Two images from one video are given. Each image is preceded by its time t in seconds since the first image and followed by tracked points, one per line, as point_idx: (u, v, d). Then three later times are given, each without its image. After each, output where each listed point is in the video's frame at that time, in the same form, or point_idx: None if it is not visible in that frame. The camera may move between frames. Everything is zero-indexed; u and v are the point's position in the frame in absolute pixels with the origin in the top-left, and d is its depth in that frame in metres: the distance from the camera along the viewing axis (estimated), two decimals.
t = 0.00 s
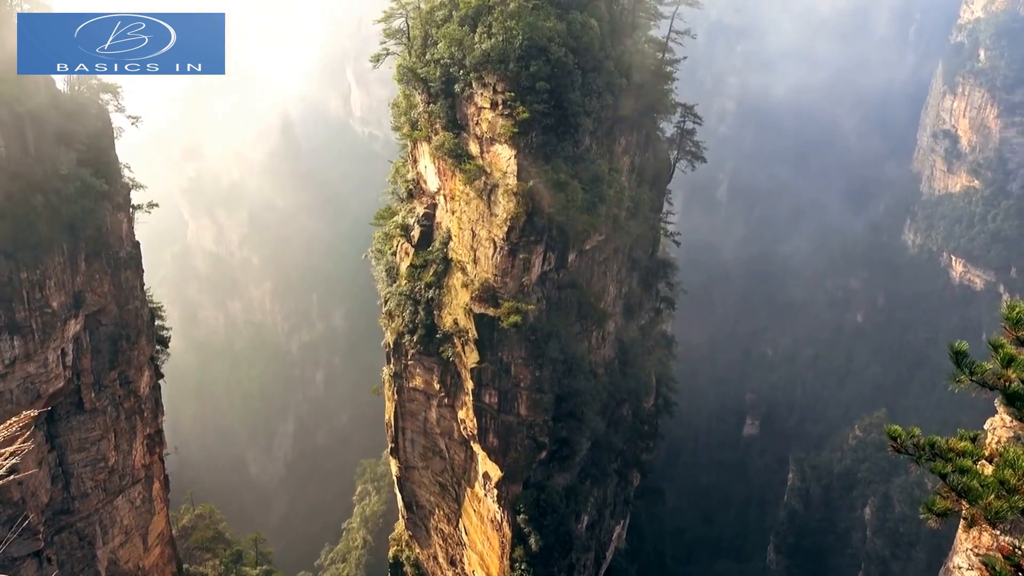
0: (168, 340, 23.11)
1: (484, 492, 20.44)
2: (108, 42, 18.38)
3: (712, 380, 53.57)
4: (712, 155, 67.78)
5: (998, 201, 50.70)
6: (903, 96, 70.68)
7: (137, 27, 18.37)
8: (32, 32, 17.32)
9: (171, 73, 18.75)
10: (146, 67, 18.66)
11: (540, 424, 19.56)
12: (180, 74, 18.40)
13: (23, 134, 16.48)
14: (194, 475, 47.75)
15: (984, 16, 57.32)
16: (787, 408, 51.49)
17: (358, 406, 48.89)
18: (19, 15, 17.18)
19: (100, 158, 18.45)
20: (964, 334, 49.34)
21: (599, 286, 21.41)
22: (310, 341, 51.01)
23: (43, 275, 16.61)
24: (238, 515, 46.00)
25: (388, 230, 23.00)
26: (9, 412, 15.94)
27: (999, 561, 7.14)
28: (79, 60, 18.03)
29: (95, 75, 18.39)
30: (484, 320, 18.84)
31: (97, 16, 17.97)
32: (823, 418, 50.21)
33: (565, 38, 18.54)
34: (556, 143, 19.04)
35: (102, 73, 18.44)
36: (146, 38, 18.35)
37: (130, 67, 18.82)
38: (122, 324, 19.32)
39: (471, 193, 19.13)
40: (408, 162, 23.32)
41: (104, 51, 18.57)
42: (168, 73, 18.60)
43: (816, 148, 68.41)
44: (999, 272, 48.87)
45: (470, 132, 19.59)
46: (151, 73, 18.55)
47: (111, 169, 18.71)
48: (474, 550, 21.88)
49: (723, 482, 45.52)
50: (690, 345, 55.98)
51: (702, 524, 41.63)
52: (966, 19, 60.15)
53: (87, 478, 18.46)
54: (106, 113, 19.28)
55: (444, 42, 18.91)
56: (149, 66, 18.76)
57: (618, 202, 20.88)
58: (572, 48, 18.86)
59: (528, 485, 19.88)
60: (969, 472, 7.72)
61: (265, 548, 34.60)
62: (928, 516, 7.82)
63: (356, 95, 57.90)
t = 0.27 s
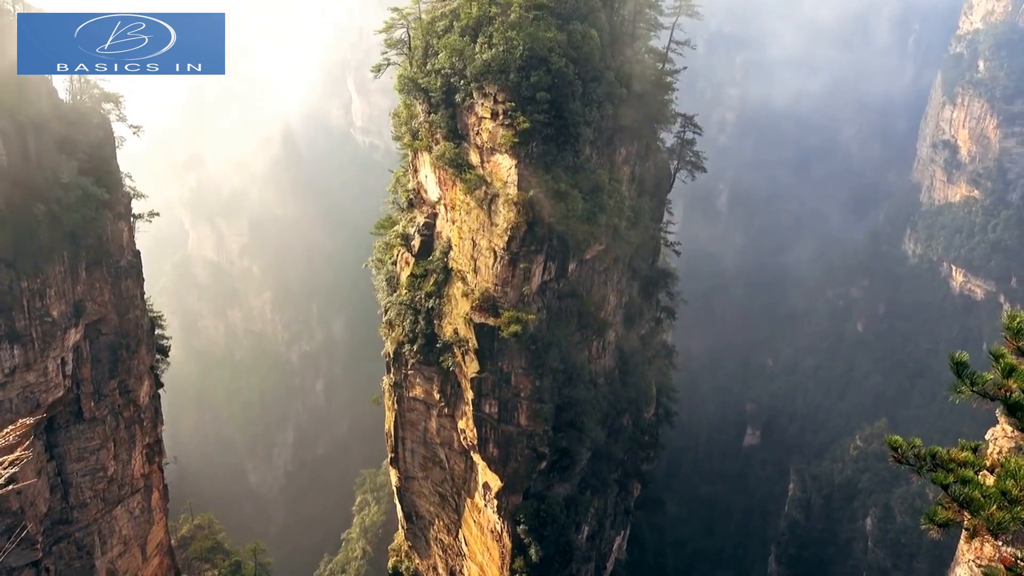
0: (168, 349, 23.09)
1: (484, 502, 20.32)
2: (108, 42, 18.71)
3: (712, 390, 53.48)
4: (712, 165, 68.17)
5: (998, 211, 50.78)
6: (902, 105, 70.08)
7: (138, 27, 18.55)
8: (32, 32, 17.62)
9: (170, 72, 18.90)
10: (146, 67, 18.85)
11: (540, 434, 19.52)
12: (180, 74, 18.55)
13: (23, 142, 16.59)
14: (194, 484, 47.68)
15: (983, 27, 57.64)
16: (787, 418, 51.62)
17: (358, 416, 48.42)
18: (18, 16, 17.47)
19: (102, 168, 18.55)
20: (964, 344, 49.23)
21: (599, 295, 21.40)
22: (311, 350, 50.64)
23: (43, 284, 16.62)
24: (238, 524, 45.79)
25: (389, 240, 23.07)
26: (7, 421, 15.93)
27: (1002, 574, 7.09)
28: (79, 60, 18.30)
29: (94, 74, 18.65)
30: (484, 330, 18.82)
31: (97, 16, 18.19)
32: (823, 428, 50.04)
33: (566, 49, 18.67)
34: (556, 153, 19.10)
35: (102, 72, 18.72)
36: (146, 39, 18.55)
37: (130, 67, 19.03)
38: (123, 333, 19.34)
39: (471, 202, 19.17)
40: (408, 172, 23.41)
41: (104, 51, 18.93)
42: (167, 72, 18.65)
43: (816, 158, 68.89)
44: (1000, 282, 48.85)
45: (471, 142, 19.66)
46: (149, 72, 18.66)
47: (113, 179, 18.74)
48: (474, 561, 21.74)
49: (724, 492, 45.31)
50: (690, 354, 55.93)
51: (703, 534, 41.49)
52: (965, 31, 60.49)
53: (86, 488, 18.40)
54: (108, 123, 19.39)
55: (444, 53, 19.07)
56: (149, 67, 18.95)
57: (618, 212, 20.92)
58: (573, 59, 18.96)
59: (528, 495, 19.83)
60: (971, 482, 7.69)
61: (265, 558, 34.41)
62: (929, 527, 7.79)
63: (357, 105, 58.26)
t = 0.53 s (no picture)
0: (167, 356, 23.05)
1: (484, 509, 20.26)
2: (108, 43, 18.77)
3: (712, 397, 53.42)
4: (712, 171, 68.13)
5: (997, 218, 50.86)
6: (901, 112, 70.33)
7: (137, 26, 18.64)
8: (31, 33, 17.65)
9: (171, 72, 19.07)
10: (146, 67, 18.96)
11: (540, 441, 19.51)
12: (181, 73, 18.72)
13: (25, 149, 16.64)
14: (193, 491, 47.45)
15: (981, 35, 57.87)
16: (787, 424, 52.09)
17: (358, 423, 48.40)
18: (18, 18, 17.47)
19: (102, 174, 18.61)
20: (964, 350, 49.20)
21: (599, 302, 21.42)
22: (310, 356, 50.55)
23: (43, 291, 16.63)
24: (237, 532, 45.49)
25: (388, 246, 23.09)
26: (6, 428, 15.80)
27: None
28: (79, 60, 18.37)
29: (94, 74, 18.69)
30: (484, 336, 18.81)
31: (97, 16, 18.30)
32: (824, 435, 49.88)
33: (565, 56, 18.76)
34: (556, 160, 19.15)
35: (102, 72, 18.78)
36: (146, 39, 18.64)
37: (130, 67, 19.13)
38: (122, 339, 19.34)
39: (471, 209, 19.21)
40: (408, 178, 23.44)
41: (104, 51, 19.01)
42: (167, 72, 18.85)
43: (816, 165, 69.07)
44: (999, 288, 48.85)
45: (470, 148, 19.69)
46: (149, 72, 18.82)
47: (113, 186, 18.79)
48: (474, 569, 21.65)
49: (724, 499, 45.16)
50: (690, 360, 55.91)
51: (703, 541, 41.20)
52: (963, 38, 60.72)
53: (84, 495, 18.37)
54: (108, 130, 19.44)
55: (444, 60, 19.16)
56: (149, 67, 19.06)
57: (617, 219, 20.97)
58: (572, 66, 19.05)
59: (528, 502, 19.81)
60: (972, 489, 7.68)
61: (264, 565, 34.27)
62: (929, 535, 7.78)
63: (357, 112, 58.49)
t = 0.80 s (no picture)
0: (166, 361, 23.02)
1: (484, 515, 20.23)
2: (108, 42, 18.86)
3: (712, 403, 53.37)
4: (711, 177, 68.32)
5: (996, 224, 50.96)
6: (900, 117, 70.49)
7: (138, 26, 18.75)
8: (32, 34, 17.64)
9: (171, 72, 19.30)
10: (146, 66, 19.08)
11: (540, 447, 19.51)
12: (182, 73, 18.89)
13: (25, 155, 16.68)
14: (192, 497, 47.25)
15: (979, 41, 58.09)
16: (787, 431, 51.31)
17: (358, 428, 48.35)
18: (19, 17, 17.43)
19: (101, 181, 18.65)
20: (964, 356, 49.20)
21: (599, 308, 21.42)
22: (310, 362, 50.57)
23: (43, 297, 16.64)
24: (237, 538, 45.34)
25: (388, 252, 23.09)
26: (4, 434, 15.91)
27: None
28: (79, 60, 18.43)
29: (94, 74, 18.73)
30: (484, 342, 18.81)
31: (97, 15, 18.41)
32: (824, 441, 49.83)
33: (565, 62, 18.85)
34: (555, 165, 19.19)
35: (102, 72, 18.81)
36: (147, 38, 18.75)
37: (130, 67, 19.22)
38: (122, 345, 19.33)
39: (471, 215, 19.23)
40: (408, 184, 23.44)
41: (104, 50, 19.06)
42: (167, 72, 19.17)
43: (815, 171, 69.23)
44: (999, 294, 48.86)
45: (470, 154, 19.71)
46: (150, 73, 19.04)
47: (112, 192, 18.84)
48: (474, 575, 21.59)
49: (724, 505, 45.05)
50: (690, 367, 55.89)
51: (703, 547, 41.03)
52: (961, 44, 60.94)
53: (83, 501, 18.33)
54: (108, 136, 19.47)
55: (444, 66, 19.23)
56: (149, 66, 19.19)
57: (617, 224, 21.00)
58: (572, 72, 19.12)
59: (528, 508, 19.79)
60: (971, 494, 7.68)
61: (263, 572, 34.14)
62: (930, 540, 7.77)
63: (357, 118, 58.60)
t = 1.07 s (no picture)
0: (166, 369, 22.99)
1: (484, 524, 20.16)
2: (108, 43, 18.96)
3: (712, 410, 53.29)
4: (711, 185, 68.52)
5: (996, 231, 51.04)
6: (899, 125, 70.77)
7: (137, 26, 18.88)
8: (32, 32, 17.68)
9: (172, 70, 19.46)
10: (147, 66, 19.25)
11: (540, 455, 19.47)
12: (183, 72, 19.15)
13: (25, 163, 16.74)
14: (192, 507, 46.92)
15: (977, 49, 58.32)
16: (788, 439, 51.23)
17: (357, 436, 48.23)
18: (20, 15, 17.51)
19: (101, 189, 18.68)
20: (964, 363, 49.16)
21: (599, 315, 21.42)
22: (310, 370, 50.63)
23: (42, 305, 16.64)
24: (235, 548, 45.01)
25: (388, 260, 23.11)
26: (3, 442, 15.87)
27: None
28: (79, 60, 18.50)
29: (94, 74, 18.79)
30: (483, 350, 18.80)
31: (97, 15, 18.58)
32: (824, 448, 49.75)
33: (564, 70, 18.96)
34: (555, 174, 19.26)
35: (102, 72, 18.85)
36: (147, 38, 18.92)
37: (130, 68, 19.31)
38: (121, 353, 19.31)
39: (471, 223, 19.26)
40: (408, 192, 23.47)
41: (105, 51, 19.12)
42: (166, 72, 19.38)
43: (815, 178, 69.42)
44: (998, 301, 48.89)
45: (470, 163, 19.75)
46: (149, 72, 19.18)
47: (112, 200, 18.88)
48: None
49: (724, 513, 44.89)
50: (690, 375, 55.86)
51: (703, 555, 40.85)
52: (960, 52, 61.18)
53: (82, 510, 18.26)
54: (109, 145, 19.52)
55: (444, 75, 19.32)
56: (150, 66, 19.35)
57: (617, 232, 21.04)
58: (571, 80, 19.22)
59: (528, 516, 19.73)
60: (972, 503, 7.67)
61: None
62: (931, 549, 7.74)
63: (357, 126, 58.80)
